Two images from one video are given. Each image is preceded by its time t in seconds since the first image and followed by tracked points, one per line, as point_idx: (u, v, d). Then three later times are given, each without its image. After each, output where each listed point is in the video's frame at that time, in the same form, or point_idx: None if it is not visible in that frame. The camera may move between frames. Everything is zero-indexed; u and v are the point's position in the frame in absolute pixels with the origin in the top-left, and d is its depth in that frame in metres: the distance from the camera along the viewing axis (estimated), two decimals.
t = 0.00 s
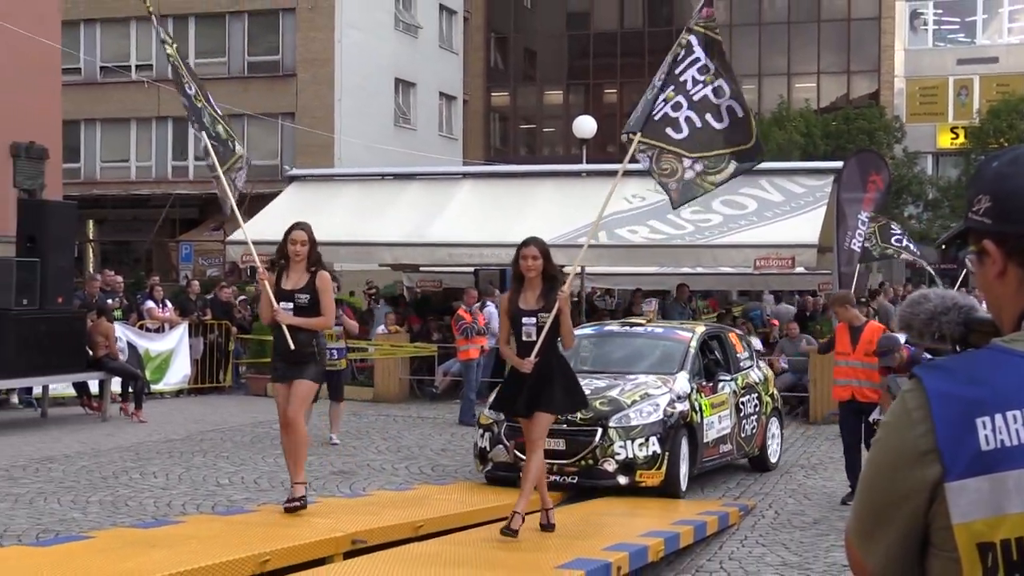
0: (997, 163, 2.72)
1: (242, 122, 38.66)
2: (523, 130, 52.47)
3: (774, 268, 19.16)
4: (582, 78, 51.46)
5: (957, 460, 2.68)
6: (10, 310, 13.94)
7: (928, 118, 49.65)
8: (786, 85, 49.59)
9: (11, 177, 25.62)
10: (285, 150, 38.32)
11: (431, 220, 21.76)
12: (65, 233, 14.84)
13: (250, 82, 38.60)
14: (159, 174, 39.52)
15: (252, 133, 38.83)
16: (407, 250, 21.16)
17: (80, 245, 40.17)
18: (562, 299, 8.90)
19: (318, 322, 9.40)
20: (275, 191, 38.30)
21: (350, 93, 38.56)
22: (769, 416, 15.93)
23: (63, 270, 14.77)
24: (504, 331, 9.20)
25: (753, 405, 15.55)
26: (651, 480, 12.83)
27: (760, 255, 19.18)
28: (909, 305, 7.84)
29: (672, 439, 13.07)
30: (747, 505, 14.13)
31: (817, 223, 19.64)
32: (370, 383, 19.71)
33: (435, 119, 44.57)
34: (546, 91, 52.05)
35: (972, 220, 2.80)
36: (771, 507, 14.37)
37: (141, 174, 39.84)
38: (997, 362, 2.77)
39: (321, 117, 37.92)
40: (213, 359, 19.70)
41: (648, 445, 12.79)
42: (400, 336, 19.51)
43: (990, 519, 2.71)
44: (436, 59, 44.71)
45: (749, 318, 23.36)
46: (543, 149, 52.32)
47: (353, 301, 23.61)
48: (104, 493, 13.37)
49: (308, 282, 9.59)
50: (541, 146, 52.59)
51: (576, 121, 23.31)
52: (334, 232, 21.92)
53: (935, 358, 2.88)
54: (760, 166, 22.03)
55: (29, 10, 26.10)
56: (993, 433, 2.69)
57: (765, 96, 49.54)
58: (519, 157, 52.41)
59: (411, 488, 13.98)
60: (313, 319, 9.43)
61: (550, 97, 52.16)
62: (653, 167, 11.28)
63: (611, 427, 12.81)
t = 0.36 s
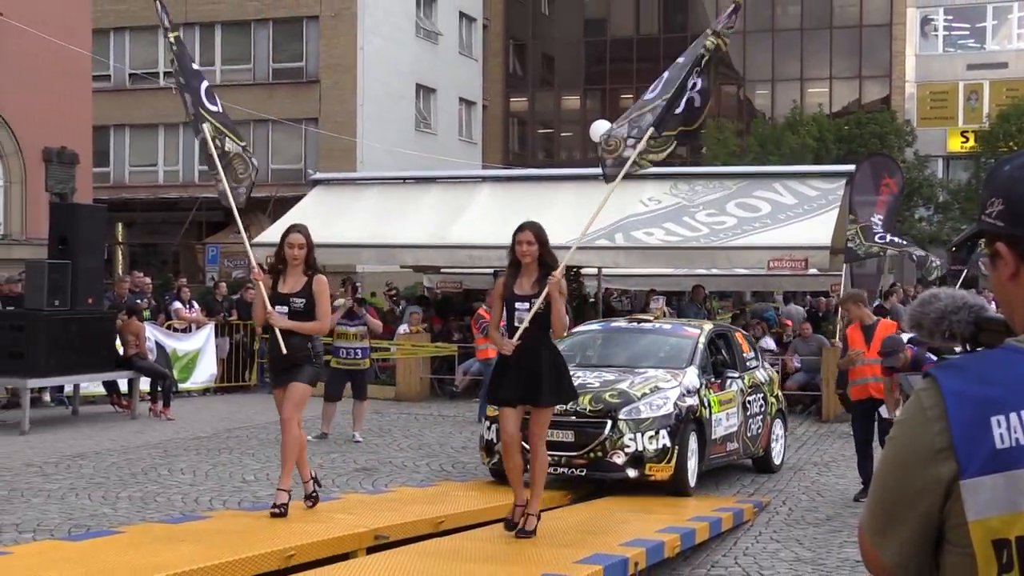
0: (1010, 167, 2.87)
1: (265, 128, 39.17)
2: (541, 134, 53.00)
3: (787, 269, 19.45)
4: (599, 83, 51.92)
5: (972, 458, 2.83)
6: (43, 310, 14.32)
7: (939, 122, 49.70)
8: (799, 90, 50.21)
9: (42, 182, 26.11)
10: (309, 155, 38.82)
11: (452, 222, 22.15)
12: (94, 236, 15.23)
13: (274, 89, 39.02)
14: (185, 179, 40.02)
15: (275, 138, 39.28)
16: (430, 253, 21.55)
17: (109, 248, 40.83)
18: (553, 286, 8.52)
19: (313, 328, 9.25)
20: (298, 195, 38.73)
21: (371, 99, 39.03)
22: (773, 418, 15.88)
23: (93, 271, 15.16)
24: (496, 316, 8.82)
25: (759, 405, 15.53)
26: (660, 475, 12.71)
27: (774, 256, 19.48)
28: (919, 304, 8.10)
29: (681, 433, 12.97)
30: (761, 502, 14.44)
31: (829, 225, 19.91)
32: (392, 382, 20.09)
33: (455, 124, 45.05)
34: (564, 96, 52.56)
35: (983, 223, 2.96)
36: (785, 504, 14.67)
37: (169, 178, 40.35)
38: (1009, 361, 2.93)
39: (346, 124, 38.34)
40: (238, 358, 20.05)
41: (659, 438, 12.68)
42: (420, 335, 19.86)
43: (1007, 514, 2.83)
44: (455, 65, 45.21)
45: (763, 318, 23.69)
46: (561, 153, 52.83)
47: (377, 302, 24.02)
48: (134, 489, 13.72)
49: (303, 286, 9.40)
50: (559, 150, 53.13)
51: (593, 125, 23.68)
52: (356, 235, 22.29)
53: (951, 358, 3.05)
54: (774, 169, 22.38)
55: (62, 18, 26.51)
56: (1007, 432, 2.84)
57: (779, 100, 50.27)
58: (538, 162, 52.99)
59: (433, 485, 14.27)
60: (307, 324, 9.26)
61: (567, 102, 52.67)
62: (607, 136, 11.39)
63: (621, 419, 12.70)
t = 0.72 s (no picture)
0: (1018, 167, 2.95)
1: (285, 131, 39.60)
2: (555, 137, 53.45)
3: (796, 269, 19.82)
4: (612, 87, 52.33)
5: (984, 455, 2.87)
6: (69, 309, 14.68)
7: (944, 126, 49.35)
8: (809, 94, 50.67)
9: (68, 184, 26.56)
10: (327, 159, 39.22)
11: (467, 224, 22.50)
12: (119, 237, 15.59)
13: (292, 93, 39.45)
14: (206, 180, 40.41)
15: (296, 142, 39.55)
16: (446, 254, 21.89)
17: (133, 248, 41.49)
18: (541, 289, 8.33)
19: (302, 323, 8.82)
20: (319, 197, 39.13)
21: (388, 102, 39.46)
22: (774, 418, 16.03)
23: (117, 271, 15.52)
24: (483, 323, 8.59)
25: (759, 405, 15.67)
26: (663, 472, 12.74)
27: (783, 257, 19.79)
28: (925, 304, 8.39)
29: (683, 431, 13.02)
30: (771, 499, 14.74)
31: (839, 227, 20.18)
32: (408, 380, 20.45)
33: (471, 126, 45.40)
34: (578, 100, 52.97)
35: (993, 222, 3.01)
36: (794, 499, 14.96)
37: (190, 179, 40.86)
38: (1012, 356, 3.00)
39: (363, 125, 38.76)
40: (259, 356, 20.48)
41: (662, 436, 12.72)
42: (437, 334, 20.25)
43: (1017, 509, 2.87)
44: (471, 69, 45.64)
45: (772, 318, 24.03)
46: (575, 155, 53.29)
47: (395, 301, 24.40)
48: (157, 484, 14.08)
49: (294, 280, 9.00)
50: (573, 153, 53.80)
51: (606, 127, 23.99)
52: (373, 236, 22.66)
53: (959, 355, 3.12)
54: (784, 172, 22.69)
55: (88, 24, 26.94)
56: (1019, 427, 2.88)
57: (788, 104, 50.80)
58: (552, 164, 53.50)
59: (449, 480, 14.59)
60: (297, 319, 8.86)
61: (580, 105, 53.12)
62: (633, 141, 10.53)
63: (624, 416, 12.75)
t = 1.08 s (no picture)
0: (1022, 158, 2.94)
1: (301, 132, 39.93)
2: (565, 136, 53.93)
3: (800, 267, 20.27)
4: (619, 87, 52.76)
5: (989, 447, 2.85)
6: (90, 306, 15.05)
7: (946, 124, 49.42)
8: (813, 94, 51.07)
9: (89, 183, 27.00)
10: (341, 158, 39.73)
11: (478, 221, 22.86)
12: (138, 235, 15.92)
13: (309, 94, 39.90)
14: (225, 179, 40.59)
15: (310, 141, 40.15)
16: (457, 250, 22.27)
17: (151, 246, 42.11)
18: (525, 270, 7.71)
19: (283, 309, 8.61)
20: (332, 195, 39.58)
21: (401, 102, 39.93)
22: (771, 413, 16.07)
23: (136, 269, 15.84)
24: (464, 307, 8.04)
25: (757, 400, 15.66)
26: (662, 466, 12.61)
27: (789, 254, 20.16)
28: (925, 296, 8.84)
29: (682, 424, 12.90)
30: (777, 489, 15.05)
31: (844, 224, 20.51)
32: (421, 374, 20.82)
33: (481, 126, 45.80)
34: (586, 99, 53.38)
35: (996, 216, 2.98)
36: (800, 491, 15.27)
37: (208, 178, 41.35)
38: (1013, 352, 3.00)
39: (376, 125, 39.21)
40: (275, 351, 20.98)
41: (661, 429, 12.60)
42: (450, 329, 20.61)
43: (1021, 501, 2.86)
44: (481, 70, 46.07)
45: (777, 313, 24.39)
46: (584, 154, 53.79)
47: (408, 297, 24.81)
48: (176, 476, 14.41)
49: (275, 264, 8.78)
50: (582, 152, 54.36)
51: (615, 126, 24.36)
52: (385, 234, 23.01)
53: (962, 352, 3.11)
54: (789, 169, 22.94)
55: (112, 24, 27.43)
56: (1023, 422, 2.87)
57: (793, 102, 51.15)
58: (561, 163, 53.94)
59: (461, 472, 14.89)
60: (279, 304, 8.64)
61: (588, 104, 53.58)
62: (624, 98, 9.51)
63: (623, 409, 12.62)
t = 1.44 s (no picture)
0: None
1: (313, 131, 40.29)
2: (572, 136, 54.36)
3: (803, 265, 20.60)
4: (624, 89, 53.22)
5: (989, 445, 2.86)
6: (108, 302, 15.38)
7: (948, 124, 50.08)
8: (815, 95, 51.40)
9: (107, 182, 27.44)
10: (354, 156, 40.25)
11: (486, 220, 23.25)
12: (155, 231, 16.22)
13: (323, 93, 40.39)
14: (241, 178, 41.44)
15: (324, 141, 40.49)
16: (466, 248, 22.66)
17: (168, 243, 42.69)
18: (487, 262, 7.36)
19: (261, 312, 8.20)
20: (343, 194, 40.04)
21: (412, 102, 40.36)
22: (764, 412, 15.89)
23: (152, 264, 16.14)
24: (437, 296, 7.84)
25: (751, 397, 15.52)
26: (656, 463, 12.27)
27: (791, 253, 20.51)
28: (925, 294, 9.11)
29: (676, 421, 12.59)
30: (779, 483, 15.38)
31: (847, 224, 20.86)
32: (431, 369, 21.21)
33: (491, 127, 46.25)
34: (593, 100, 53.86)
35: (1000, 215, 3.03)
36: (802, 485, 15.60)
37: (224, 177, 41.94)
38: (1016, 351, 3.01)
39: (387, 124, 39.70)
40: (288, 347, 21.44)
41: (655, 425, 12.28)
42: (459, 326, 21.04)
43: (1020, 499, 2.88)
44: (489, 72, 46.51)
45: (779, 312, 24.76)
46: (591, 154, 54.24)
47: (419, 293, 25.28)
48: (192, 467, 14.73)
49: (253, 265, 8.38)
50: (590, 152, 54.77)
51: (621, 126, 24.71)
52: (394, 232, 23.40)
53: (965, 349, 3.11)
54: (790, 170, 23.28)
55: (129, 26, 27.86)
56: None
57: (796, 104, 51.47)
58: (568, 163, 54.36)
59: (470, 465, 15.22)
60: (255, 306, 8.24)
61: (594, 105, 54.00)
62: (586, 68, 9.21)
63: (616, 405, 12.33)
